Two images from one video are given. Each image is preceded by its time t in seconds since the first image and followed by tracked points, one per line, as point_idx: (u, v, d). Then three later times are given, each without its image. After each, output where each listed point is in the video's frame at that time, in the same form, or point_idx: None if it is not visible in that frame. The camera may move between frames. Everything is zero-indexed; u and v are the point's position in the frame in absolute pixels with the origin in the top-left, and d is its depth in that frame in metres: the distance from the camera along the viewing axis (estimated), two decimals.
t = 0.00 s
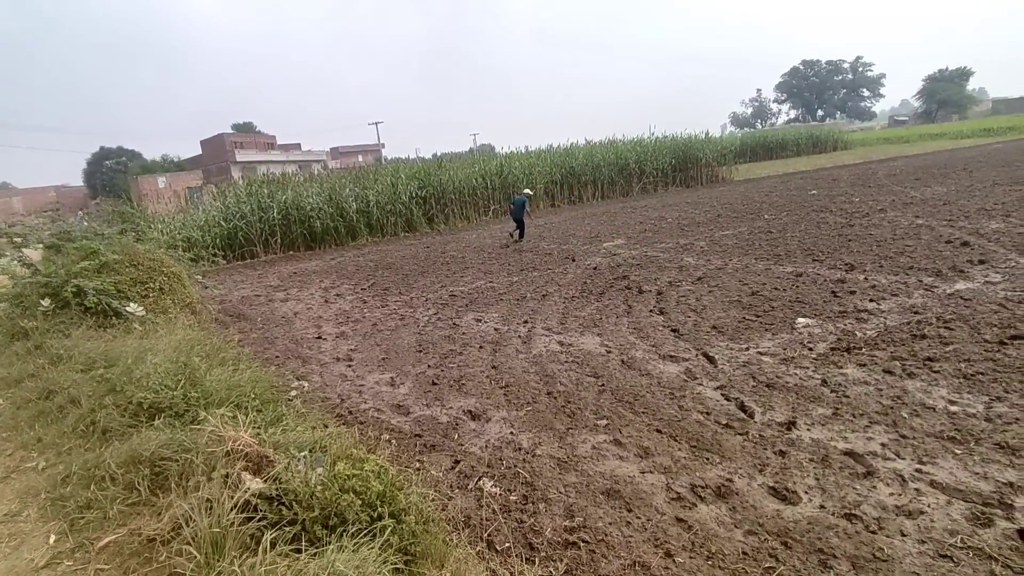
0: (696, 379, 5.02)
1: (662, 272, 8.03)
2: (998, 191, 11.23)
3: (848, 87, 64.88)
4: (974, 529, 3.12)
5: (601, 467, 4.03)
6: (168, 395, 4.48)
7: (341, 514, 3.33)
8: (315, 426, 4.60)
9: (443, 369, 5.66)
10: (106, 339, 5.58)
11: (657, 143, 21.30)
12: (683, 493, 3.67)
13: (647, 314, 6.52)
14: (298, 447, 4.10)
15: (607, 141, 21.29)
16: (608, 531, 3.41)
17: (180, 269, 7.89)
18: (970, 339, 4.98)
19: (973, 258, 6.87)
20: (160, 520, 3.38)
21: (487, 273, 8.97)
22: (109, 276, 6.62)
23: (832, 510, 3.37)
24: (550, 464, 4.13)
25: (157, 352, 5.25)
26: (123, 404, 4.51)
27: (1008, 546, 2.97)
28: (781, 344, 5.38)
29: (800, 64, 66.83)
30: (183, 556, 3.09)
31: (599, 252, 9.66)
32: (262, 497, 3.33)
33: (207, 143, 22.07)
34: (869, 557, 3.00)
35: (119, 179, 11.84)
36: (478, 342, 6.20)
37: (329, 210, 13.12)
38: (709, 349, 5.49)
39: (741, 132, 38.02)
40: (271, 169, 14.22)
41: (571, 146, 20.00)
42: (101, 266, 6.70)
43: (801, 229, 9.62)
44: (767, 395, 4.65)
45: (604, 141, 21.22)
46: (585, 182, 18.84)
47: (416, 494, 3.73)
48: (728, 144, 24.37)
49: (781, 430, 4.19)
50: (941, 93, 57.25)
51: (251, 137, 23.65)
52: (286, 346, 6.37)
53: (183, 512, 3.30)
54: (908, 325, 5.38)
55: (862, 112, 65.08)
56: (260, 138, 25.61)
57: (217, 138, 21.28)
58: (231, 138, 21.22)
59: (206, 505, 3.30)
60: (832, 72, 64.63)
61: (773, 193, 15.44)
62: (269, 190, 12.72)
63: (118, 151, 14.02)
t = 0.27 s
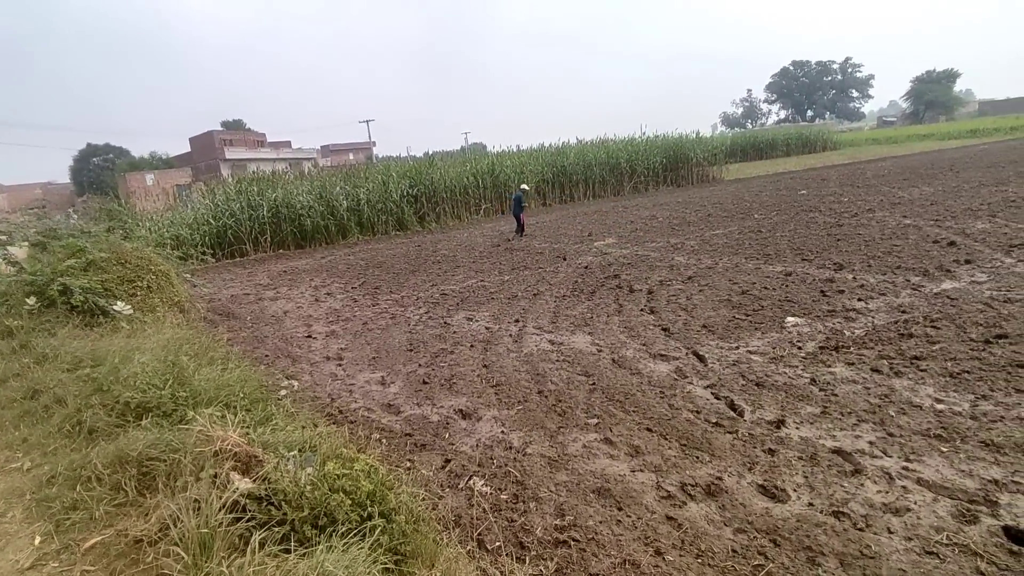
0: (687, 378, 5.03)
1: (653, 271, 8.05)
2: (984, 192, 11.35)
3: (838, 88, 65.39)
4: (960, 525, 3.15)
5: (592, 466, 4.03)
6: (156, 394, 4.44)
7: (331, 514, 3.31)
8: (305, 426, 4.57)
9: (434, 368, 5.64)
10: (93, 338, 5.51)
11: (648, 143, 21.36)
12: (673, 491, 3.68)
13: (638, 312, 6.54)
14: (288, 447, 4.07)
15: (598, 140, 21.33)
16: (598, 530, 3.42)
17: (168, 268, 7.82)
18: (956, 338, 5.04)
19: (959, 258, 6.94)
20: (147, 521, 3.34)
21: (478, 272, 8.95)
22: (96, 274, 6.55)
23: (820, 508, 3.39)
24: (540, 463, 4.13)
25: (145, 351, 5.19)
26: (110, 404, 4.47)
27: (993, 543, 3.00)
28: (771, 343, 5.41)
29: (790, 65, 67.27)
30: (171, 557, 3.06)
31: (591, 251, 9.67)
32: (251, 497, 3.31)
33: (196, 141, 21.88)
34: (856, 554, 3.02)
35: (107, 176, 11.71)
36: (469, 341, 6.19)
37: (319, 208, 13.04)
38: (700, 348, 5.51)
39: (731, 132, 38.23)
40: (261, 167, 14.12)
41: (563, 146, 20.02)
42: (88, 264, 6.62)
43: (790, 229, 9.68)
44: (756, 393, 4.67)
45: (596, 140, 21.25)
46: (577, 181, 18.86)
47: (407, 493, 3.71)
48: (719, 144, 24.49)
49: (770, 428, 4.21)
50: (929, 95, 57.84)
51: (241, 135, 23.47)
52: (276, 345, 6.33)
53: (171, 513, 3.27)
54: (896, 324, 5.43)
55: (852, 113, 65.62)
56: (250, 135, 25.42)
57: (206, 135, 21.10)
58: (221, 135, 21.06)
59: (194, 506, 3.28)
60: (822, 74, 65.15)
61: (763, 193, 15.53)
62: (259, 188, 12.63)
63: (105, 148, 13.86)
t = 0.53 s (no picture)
0: (676, 377, 5.05)
1: (643, 270, 8.07)
2: (969, 193, 11.49)
3: (827, 90, 65.92)
4: (945, 523, 3.18)
5: (582, 465, 4.03)
6: (142, 394, 4.39)
7: (319, 514, 3.29)
8: (294, 426, 4.54)
9: (424, 367, 5.62)
10: (78, 337, 5.44)
11: (638, 143, 21.42)
12: (662, 490, 3.69)
13: (629, 312, 6.55)
14: (276, 447, 4.04)
15: (589, 140, 21.36)
16: (588, 529, 3.42)
17: (155, 266, 7.73)
18: (941, 338, 5.09)
19: (945, 258, 7.02)
20: (132, 522, 3.30)
21: (469, 271, 8.92)
22: (81, 272, 6.46)
23: (807, 506, 3.42)
24: (530, 462, 4.13)
25: (131, 350, 5.13)
26: (95, 404, 4.41)
27: (977, 541, 3.03)
28: (760, 342, 5.45)
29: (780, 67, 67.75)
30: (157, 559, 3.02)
31: (581, 251, 9.67)
32: (238, 497, 3.28)
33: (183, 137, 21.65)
34: (843, 552, 3.05)
35: (93, 173, 11.57)
36: (460, 340, 6.17)
37: (309, 206, 12.96)
38: (689, 347, 5.53)
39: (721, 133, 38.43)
40: (250, 164, 14.01)
41: (554, 145, 20.02)
42: (73, 262, 6.53)
43: (779, 229, 9.74)
44: (745, 392, 4.70)
45: (587, 140, 21.27)
46: (568, 181, 18.87)
47: (396, 493, 3.69)
48: (709, 144, 24.60)
49: (759, 428, 4.24)
50: (917, 98, 58.47)
51: (230, 132, 23.27)
52: (264, 343, 6.28)
53: (157, 513, 3.23)
54: (882, 324, 5.48)
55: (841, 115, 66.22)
56: (239, 132, 25.20)
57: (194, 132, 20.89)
58: (209, 132, 20.86)
59: (181, 507, 3.24)
60: (812, 75, 65.68)
61: (753, 193, 15.63)
62: (248, 186, 12.53)
63: (91, 144, 13.68)
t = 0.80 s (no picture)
0: (665, 377, 5.07)
1: (633, 270, 8.10)
2: (954, 196, 11.63)
3: (817, 92, 66.47)
4: (928, 523, 3.22)
5: (570, 465, 4.03)
6: (127, 393, 4.34)
7: (306, 514, 3.26)
8: (281, 425, 4.50)
9: (413, 366, 5.59)
10: (61, 334, 5.36)
11: (629, 143, 21.48)
12: (650, 490, 3.70)
13: (618, 312, 6.57)
14: (262, 447, 4.01)
15: (580, 140, 21.39)
16: (576, 529, 3.42)
17: (141, 263, 7.64)
18: (926, 339, 5.15)
19: (929, 261, 7.10)
20: (116, 523, 3.25)
21: (458, 270, 8.90)
22: (65, 268, 6.37)
23: (793, 506, 3.44)
24: (519, 462, 4.12)
25: (116, 348, 5.07)
26: (79, 403, 4.35)
27: (959, 540, 3.07)
28: (748, 343, 5.48)
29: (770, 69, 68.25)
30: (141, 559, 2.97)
31: (571, 250, 9.68)
32: (224, 497, 3.24)
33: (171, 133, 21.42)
34: (828, 551, 3.07)
35: (78, 168, 11.42)
36: (449, 339, 6.15)
37: (298, 204, 12.87)
38: (678, 347, 5.54)
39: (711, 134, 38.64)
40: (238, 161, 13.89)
41: (544, 144, 20.03)
42: (57, 258, 6.44)
43: (767, 230, 9.81)
44: (733, 393, 4.72)
45: (577, 140, 21.31)
46: (558, 180, 18.89)
47: (384, 493, 3.67)
48: (699, 145, 24.73)
49: (746, 428, 4.26)
50: (904, 101, 59.14)
51: (218, 128, 23.06)
52: (252, 342, 6.23)
53: (140, 514, 3.19)
54: (868, 325, 5.53)
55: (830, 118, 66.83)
56: (227, 129, 24.96)
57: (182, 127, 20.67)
58: (197, 127, 20.65)
59: (165, 507, 3.21)
60: (801, 78, 66.22)
61: (742, 194, 15.73)
62: (236, 183, 12.43)
63: (77, 139, 13.51)
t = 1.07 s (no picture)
0: (652, 378, 5.09)
1: (621, 271, 8.12)
2: (938, 201, 11.78)
3: (806, 96, 67.06)
4: (910, 523, 3.25)
5: (557, 465, 4.03)
6: (110, 391, 4.28)
7: (290, 514, 3.24)
8: (266, 424, 4.47)
9: (401, 366, 5.57)
10: (43, 331, 5.27)
11: (619, 144, 21.55)
12: (637, 490, 3.71)
13: (606, 312, 6.58)
14: (247, 446, 3.97)
15: (570, 140, 21.43)
16: (562, 529, 3.42)
17: (125, 259, 7.55)
18: (909, 341, 5.21)
19: (914, 264, 7.19)
20: (97, 522, 3.19)
21: (447, 270, 8.88)
22: (48, 264, 6.27)
23: (778, 507, 3.46)
24: (506, 462, 4.12)
25: (99, 345, 5.00)
26: (60, 401, 4.27)
27: (940, 540, 3.10)
28: (735, 344, 5.51)
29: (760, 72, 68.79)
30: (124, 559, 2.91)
31: (560, 251, 9.69)
32: (208, 497, 3.21)
33: (158, 129, 21.18)
34: (811, 551, 3.09)
35: (62, 163, 11.26)
36: (437, 339, 6.13)
37: (286, 201, 12.78)
38: (666, 348, 5.57)
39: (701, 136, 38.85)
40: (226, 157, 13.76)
41: (535, 144, 20.04)
42: (39, 254, 6.35)
43: (755, 232, 9.88)
44: (720, 394, 4.75)
45: (568, 140, 21.34)
46: (548, 180, 18.91)
47: (370, 493, 3.65)
48: (689, 147, 24.86)
49: (732, 428, 4.29)
50: (891, 106, 59.83)
51: (206, 124, 22.85)
52: (238, 340, 6.17)
53: (122, 513, 3.14)
54: (853, 328, 5.59)
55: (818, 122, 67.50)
56: (215, 125, 24.72)
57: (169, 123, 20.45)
58: (185, 123, 20.44)
59: (147, 507, 3.16)
60: (791, 81, 66.81)
61: (730, 196, 15.82)
62: (223, 179, 12.33)
63: (61, 133, 13.32)
